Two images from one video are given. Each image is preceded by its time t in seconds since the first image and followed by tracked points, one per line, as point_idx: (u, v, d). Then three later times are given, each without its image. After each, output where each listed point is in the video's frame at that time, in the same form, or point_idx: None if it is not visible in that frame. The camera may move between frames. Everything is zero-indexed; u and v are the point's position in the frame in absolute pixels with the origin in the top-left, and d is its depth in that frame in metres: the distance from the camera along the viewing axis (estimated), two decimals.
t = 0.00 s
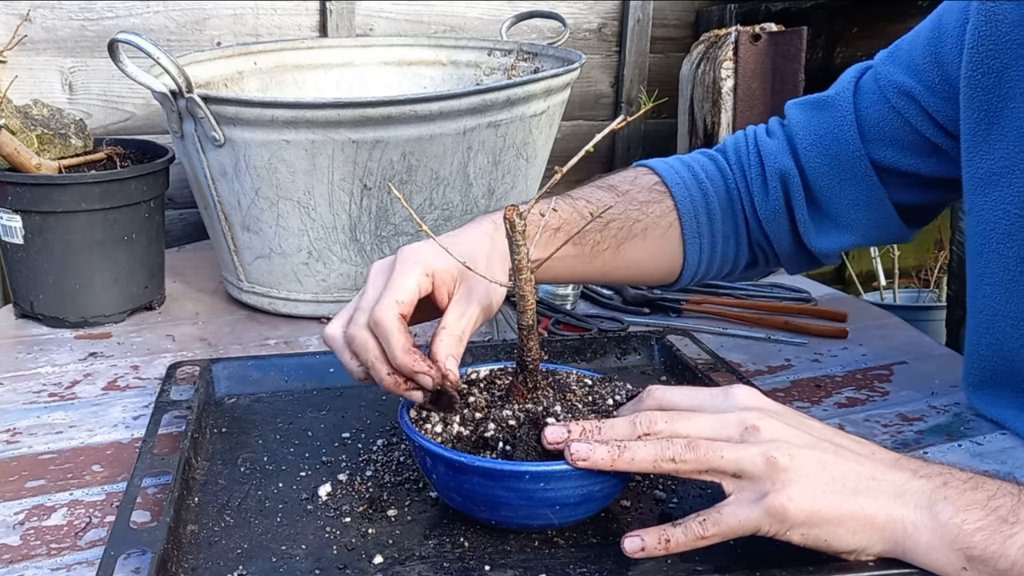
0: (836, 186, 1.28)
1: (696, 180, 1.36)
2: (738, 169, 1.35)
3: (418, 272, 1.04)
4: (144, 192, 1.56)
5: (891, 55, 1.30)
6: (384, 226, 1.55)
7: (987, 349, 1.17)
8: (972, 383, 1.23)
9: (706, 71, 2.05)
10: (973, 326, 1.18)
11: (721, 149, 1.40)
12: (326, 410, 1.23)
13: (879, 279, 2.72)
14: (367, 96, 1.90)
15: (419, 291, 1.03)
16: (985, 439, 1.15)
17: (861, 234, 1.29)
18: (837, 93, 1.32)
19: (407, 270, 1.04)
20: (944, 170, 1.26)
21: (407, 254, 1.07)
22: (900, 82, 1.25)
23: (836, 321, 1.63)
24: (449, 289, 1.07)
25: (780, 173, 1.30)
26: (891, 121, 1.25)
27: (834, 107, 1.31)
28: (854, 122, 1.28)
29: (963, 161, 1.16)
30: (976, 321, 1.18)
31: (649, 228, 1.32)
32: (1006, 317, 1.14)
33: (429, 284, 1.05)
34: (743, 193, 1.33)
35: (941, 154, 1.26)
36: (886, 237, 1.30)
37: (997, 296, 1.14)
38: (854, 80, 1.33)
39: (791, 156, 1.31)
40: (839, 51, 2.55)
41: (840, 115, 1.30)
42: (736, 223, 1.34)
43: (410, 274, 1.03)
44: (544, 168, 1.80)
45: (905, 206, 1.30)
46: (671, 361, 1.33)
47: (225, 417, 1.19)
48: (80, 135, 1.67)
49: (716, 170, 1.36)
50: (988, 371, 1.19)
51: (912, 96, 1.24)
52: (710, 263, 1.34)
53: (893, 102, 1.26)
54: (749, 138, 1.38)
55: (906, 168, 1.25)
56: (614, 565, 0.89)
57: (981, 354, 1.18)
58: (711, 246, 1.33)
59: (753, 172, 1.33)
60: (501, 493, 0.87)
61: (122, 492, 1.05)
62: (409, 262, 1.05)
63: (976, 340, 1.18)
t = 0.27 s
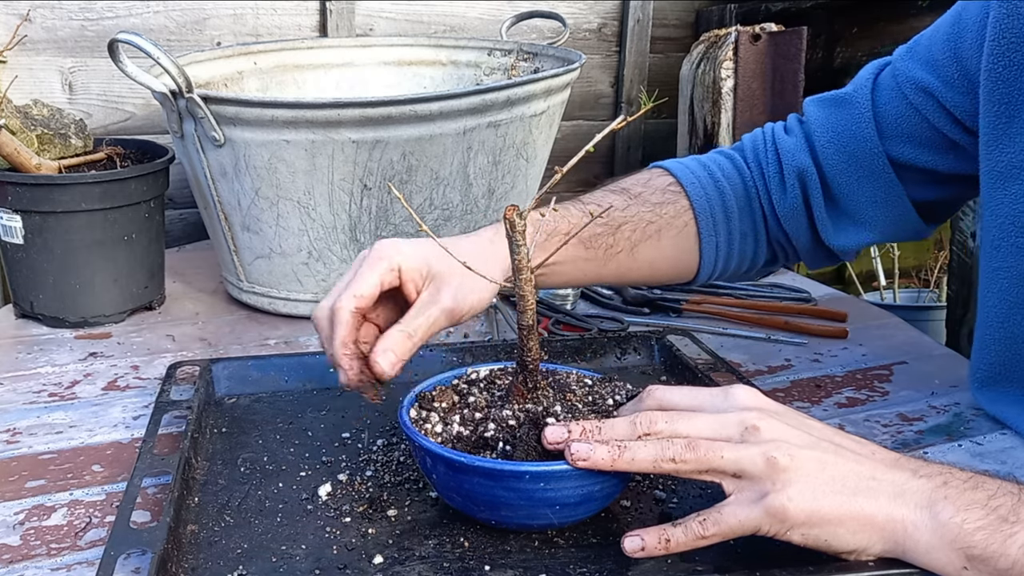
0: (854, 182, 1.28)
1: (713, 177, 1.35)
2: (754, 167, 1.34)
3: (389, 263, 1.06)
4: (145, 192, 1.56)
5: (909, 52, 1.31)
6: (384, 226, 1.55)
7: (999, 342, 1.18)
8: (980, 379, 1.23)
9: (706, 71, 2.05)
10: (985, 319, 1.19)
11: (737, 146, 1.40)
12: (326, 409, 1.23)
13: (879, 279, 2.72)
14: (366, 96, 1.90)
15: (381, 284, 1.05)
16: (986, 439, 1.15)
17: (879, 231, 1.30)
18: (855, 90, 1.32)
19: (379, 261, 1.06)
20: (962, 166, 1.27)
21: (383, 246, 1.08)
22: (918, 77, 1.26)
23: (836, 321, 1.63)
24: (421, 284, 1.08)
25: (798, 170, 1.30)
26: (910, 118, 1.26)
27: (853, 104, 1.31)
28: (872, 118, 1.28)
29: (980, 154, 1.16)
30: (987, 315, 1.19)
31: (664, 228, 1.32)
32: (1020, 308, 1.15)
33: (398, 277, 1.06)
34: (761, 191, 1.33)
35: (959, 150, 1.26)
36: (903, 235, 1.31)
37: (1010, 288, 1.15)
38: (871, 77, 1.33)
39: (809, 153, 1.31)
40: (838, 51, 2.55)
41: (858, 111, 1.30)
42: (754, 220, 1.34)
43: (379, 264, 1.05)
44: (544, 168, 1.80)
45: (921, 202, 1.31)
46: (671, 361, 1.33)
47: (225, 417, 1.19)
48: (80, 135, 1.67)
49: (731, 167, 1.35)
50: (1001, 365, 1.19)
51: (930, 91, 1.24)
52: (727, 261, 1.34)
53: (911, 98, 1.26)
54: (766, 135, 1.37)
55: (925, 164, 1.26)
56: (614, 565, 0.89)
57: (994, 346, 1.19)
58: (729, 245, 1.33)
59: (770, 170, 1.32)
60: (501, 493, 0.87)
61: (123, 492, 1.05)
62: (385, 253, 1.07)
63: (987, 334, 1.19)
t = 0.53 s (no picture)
0: (856, 181, 1.28)
1: (715, 176, 1.34)
2: (757, 167, 1.34)
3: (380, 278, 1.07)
4: (144, 192, 1.56)
5: (914, 50, 1.31)
6: (384, 226, 1.55)
7: (999, 338, 1.19)
8: (980, 376, 1.24)
9: (706, 71, 2.05)
10: (985, 316, 1.20)
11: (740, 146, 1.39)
12: (325, 410, 1.23)
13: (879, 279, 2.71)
14: (366, 96, 1.90)
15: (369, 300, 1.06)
16: (986, 439, 1.15)
17: (882, 229, 1.30)
18: (859, 87, 1.32)
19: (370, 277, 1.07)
20: (966, 164, 1.27)
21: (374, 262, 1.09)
22: (923, 75, 1.26)
23: (836, 321, 1.63)
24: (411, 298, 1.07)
25: (801, 170, 1.30)
26: (914, 116, 1.26)
27: (856, 101, 1.31)
28: (876, 116, 1.28)
29: (983, 152, 1.16)
30: (988, 312, 1.20)
31: (664, 234, 1.32)
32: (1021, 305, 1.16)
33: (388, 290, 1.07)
34: (764, 191, 1.32)
35: (961, 148, 1.27)
36: (906, 232, 1.31)
37: (1010, 285, 1.16)
38: (875, 76, 1.33)
39: (812, 152, 1.30)
40: (838, 51, 2.55)
41: (862, 109, 1.30)
42: (756, 220, 1.33)
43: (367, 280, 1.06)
44: (544, 169, 1.80)
45: (932, 200, 1.31)
46: (671, 361, 1.33)
47: (225, 417, 1.19)
48: (80, 135, 1.67)
49: (733, 167, 1.35)
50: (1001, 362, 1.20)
51: (934, 90, 1.25)
52: (729, 260, 1.34)
53: (915, 96, 1.26)
54: (770, 134, 1.37)
55: (929, 162, 1.26)
56: (614, 565, 0.89)
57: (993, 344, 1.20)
58: (731, 244, 1.32)
59: (773, 169, 1.32)
60: (501, 493, 0.87)
61: (123, 491, 1.05)
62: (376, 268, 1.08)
63: (987, 331, 1.20)
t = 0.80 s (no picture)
0: (841, 181, 1.29)
1: (681, 181, 1.33)
2: (725, 171, 1.33)
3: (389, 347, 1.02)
4: (145, 192, 1.56)
5: (895, 50, 1.32)
6: (384, 226, 1.55)
7: (988, 343, 1.19)
8: (974, 379, 1.24)
9: (706, 71, 2.05)
10: (976, 320, 1.20)
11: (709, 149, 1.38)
12: (326, 410, 1.23)
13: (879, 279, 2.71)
14: (365, 96, 1.90)
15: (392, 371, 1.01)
16: (985, 439, 1.15)
17: (862, 230, 1.30)
18: (842, 87, 1.32)
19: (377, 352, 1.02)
20: (953, 164, 1.29)
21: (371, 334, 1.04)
22: (909, 75, 1.27)
23: (836, 321, 1.63)
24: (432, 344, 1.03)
25: (780, 171, 1.29)
26: (903, 117, 1.27)
27: (839, 101, 1.31)
28: (862, 116, 1.29)
29: (970, 158, 1.17)
30: (979, 316, 1.20)
31: (628, 239, 1.30)
32: (1006, 312, 1.16)
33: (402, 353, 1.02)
34: (736, 194, 1.31)
35: (949, 149, 1.28)
36: (886, 234, 1.31)
37: (996, 291, 1.17)
38: (856, 76, 1.34)
39: (790, 153, 1.30)
40: (838, 51, 2.55)
41: (846, 109, 1.30)
42: (724, 225, 1.32)
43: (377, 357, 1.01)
44: (544, 169, 1.80)
45: (914, 202, 1.32)
46: (672, 361, 1.33)
47: (224, 417, 1.19)
48: (80, 135, 1.67)
49: (701, 171, 1.34)
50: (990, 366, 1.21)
51: (921, 89, 1.26)
52: (699, 266, 1.33)
53: (902, 95, 1.27)
54: (741, 138, 1.35)
55: (915, 163, 1.27)
56: (614, 565, 0.89)
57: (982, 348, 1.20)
58: (700, 250, 1.31)
59: (749, 172, 1.31)
60: (501, 493, 0.87)
61: (123, 491, 1.05)
62: (376, 338, 1.03)
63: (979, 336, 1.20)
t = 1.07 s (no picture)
0: (824, 184, 1.29)
1: (662, 185, 1.33)
2: (706, 175, 1.33)
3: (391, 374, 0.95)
4: (144, 192, 1.56)
5: (876, 53, 1.32)
6: (384, 226, 1.55)
7: (978, 350, 1.18)
8: (969, 384, 1.23)
9: (706, 71, 2.05)
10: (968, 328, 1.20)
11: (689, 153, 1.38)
12: (326, 410, 1.23)
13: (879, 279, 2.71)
14: (365, 96, 1.90)
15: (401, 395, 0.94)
16: (985, 439, 1.15)
17: (845, 233, 1.30)
18: (823, 90, 1.32)
19: (381, 379, 0.94)
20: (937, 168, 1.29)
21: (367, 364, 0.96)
22: (890, 78, 1.27)
23: (836, 321, 1.63)
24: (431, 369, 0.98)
25: (759, 175, 1.29)
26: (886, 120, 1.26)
27: (821, 104, 1.31)
28: (844, 119, 1.28)
29: (952, 163, 1.17)
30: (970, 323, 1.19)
31: (609, 245, 1.31)
32: (993, 319, 1.16)
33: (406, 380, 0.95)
34: (716, 199, 1.31)
35: (930, 153, 1.28)
36: (868, 238, 1.31)
37: (984, 299, 1.16)
38: (837, 79, 1.33)
39: (769, 157, 1.30)
40: (838, 51, 2.55)
41: (827, 113, 1.30)
42: (705, 228, 1.33)
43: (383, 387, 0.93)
44: (544, 169, 1.80)
45: (893, 206, 1.32)
46: (671, 361, 1.33)
47: (224, 417, 1.19)
48: (80, 135, 1.67)
49: (682, 175, 1.34)
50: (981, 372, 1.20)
51: (904, 93, 1.25)
52: (680, 269, 1.33)
53: (884, 98, 1.27)
54: (722, 141, 1.35)
55: (896, 167, 1.27)
56: (614, 565, 0.89)
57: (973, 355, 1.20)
58: (682, 253, 1.32)
59: (729, 177, 1.31)
60: (500, 493, 0.87)
61: (123, 491, 1.05)
62: (376, 366, 0.96)
63: (972, 343, 1.19)
